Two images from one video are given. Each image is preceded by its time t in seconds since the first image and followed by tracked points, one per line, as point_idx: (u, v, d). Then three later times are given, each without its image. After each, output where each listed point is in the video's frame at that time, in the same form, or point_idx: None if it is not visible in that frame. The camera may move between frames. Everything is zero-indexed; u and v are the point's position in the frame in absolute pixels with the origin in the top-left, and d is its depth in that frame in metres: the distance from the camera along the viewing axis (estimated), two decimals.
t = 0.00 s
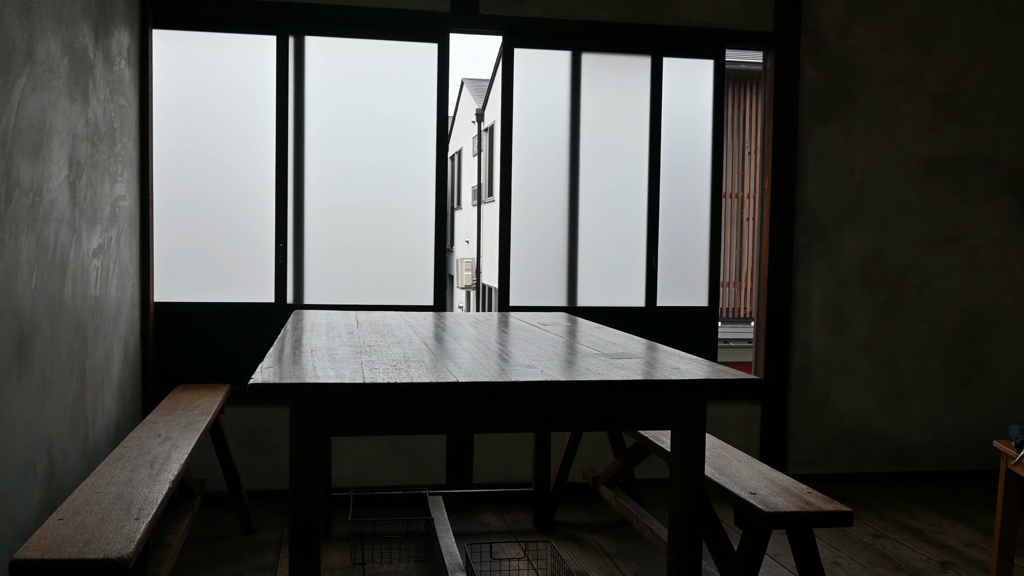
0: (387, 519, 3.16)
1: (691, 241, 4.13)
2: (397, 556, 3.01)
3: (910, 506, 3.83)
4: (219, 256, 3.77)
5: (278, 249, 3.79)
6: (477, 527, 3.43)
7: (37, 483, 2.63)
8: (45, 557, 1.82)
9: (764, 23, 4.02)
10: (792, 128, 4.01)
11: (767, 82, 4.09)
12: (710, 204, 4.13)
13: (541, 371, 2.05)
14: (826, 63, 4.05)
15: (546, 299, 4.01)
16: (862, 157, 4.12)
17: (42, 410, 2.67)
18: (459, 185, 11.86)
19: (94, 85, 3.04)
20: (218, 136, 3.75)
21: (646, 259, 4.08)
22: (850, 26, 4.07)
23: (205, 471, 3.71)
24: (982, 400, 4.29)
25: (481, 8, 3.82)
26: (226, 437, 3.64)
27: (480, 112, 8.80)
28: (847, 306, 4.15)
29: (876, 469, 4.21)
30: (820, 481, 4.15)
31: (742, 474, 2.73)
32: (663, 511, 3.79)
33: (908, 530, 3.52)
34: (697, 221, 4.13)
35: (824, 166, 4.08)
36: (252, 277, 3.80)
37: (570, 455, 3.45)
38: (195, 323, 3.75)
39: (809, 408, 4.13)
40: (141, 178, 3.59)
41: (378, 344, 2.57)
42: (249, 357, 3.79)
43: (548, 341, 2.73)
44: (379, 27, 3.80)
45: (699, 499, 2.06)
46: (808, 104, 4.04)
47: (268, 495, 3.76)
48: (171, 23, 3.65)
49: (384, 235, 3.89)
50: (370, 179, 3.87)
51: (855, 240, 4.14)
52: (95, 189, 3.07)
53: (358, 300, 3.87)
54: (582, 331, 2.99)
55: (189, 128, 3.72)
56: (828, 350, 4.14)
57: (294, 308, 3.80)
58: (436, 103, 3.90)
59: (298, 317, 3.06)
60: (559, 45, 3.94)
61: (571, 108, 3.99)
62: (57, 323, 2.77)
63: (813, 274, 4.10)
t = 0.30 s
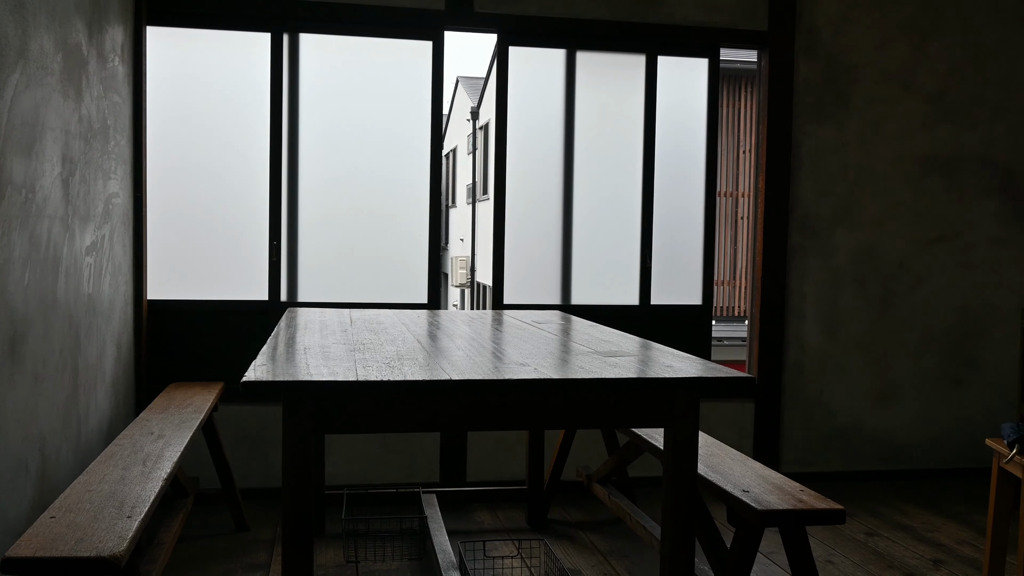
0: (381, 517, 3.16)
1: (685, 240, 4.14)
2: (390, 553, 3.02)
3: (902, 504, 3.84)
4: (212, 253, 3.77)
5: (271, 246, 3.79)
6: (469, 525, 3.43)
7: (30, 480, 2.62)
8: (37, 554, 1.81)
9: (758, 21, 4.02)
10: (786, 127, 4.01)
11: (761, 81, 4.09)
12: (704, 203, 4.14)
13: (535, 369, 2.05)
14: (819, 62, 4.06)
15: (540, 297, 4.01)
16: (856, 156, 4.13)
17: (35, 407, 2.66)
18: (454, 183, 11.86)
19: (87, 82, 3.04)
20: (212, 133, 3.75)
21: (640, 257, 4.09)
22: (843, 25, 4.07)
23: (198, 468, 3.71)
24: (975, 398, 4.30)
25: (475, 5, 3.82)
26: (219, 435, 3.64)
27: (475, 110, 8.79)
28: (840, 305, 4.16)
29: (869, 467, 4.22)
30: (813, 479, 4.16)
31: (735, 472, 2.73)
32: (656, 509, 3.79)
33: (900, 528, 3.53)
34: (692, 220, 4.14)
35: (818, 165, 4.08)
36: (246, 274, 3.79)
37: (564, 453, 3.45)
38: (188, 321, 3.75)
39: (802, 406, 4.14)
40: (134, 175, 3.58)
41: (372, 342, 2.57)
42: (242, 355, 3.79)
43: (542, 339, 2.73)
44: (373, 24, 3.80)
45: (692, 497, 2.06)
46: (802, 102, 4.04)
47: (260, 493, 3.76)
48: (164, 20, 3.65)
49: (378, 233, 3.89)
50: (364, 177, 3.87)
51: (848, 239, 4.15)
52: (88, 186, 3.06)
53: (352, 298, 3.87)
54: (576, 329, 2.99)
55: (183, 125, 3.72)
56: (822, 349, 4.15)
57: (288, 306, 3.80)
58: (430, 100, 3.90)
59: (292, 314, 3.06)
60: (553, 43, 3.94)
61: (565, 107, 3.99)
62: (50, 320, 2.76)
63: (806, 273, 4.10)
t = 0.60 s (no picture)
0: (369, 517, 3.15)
1: (675, 239, 4.14)
2: (378, 553, 3.01)
3: (890, 502, 3.86)
4: (201, 252, 3.76)
5: (259, 245, 3.78)
6: (458, 524, 3.43)
7: (16, 480, 2.61)
8: (22, 554, 1.80)
9: (747, 21, 4.03)
10: (775, 127, 4.02)
11: (750, 81, 4.10)
12: (693, 202, 4.15)
13: (523, 368, 2.05)
14: (808, 62, 4.07)
15: (529, 295, 4.01)
16: (844, 156, 4.14)
17: (22, 406, 2.65)
18: (443, 183, 11.85)
19: (75, 79, 3.02)
20: (199, 132, 3.74)
21: (629, 256, 4.09)
22: (832, 26, 4.09)
23: (186, 468, 3.70)
24: (963, 397, 4.32)
25: (465, 4, 3.82)
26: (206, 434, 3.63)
27: (464, 109, 8.79)
28: (828, 305, 4.17)
29: (857, 465, 4.24)
30: (802, 477, 4.17)
31: (724, 471, 2.73)
32: (645, 508, 3.80)
33: (888, 526, 3.55)
34: (681, 220, 4.14)
35: (806, 165, 4.09)
36: (233, 273, 3.78)
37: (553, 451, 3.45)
38: (179, 320, 3.74)
39: (791, 405, 4.15)
40: (122, 173, 3.56)
41: (359, 341, 2.57)
42: (230, 354, 3.78)
43: (529, 338, 2.73)
44: (361, 22, 3.79)
45: (680, 495, 2.06)
46: (791, 102, 4.05)
47: (248, 493, 3.76)
48: (152, 18, 3.63)
49: (366, 231, 3.88)
50: (353, 175, 3.86)
51: (836, 238, 4.16)
52: (75, 184, 3.05)
53: (340, 296, 3.86)
54: (564, 328, 2.99)
55: (171, 123, 3.70)
56: (810, 348, 4.16)
57: (276, 305, 3.79)
58: (419, 99, 3.89)
59: (280, 313, 3.06)
60: (542, 42, 3.94)
61: (554, 106, 3.99)
62: (37, 319, 2.74)
63: (795, 272, 4.12)
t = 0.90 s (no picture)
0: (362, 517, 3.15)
1: (668, 239, 4.15)
2: (371, 552, 3.01)
3: (881, 502, 3.87)
4: (192, 251, 3.75)
5: (251, 245, 3.77)
6: (451, 523, 3.43)
7: (7, 480, 2.60)
8: (12, 554, 1.79)
9: (739, 21, 4.04)
10: (767, 126, 4.03)
11: (742, 81, 4.10)
12: (686, 202, 4.15)
13: (514, 368, 2.04)
14: (800, 62, 4.08)
15: (521, 295, 4.00)
16: (836, 156, 4.15)
17: (13, 405, 2.64)
18: (436, 182, 11.84)
19: (65, 78, 3.01)
20: (191, 131, 3.73)
21: (622, 256, 4.09)
22: (824, 26, 4.10)
23: (178, 468, 3.69)
24: (954, 396, 4.33)
25: (457, 4, 3.82)
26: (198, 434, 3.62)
27: (457, 109, 8.79)
28: (820, 304, 4.18)
29: (849, 464, 4.25)
30: (794, 477, 4.18)
31: (716, 471, 2.73)
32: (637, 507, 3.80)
33: (879, 525, 3.56)
34: (674, 219, 4.15)
35: (798, 164, 4.10)
36: (224, 273, 3.78)
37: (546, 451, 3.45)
38: (171, 320, 3.73)
39: (783, 405, 4.16)
40: (113, 172, 3.55)
41: (352, 341, 2.56)
42: (221, 354, 3.77)
43: (521, 338, 2.72)
44: (352, 21, 3.79)
45: (672, 494, 2.06)
46: (783, 102, 4.06)
47: (240, 493, 3.75)
48: (144, 16, 3.62)
49: (359, 231, 3.88)
50: (345, 174, 3.86)
51: (828, 238, 4.17)
52: (66, 183, 3.04)
53: (332, 296, 3.86)
54: (557, 328, 2.99)
55: (162, 123, 3.69)
56: (803, 347, 4.16)
57: (268, 305, 3.78)
58: (412, 98, 3.89)
59: (272, 313, 3.05)
60: (534, 41, 3.94)
61: (546, 105, 3.99)
62: (27, 318, 2.73)
63: (787, 272, 4.12)
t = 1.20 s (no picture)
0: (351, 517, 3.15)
1: (658, 239, 4.15)
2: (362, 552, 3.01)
3: (871, 500, 3.89)
4: (181, 250, 3.74)
5: (240, 244, 3.76)
6: (441, 523, 3.43)
7: None
8: None
9: (728, 21, 4.04)
10: (757, 126, 4.03)
11: (732, 81, 4.11)
12: (676, 201, 4.16)
13: (502, 367, 2.04)
14: (790, 61, 4.09)
15: (511, 294, 4.00)
16: (826, 155, 4.16)
17: None
18: (427, 181, 11.83)
19: (53, 77, 3.00)
20: (180, 130, 3.72)
21: (612, 256, 4.09)
22: (813, 25, 4.11)
23: (166, 468, 3.68)
24: (943, 394, 4.34)
25: (447, 3, 3.82)
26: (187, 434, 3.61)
27: (447, 108, 8.78)
28: (810, 303, 4.19)
29: (839, 463, 4.26)
30: (784, 475, 4.19)
31: (705, 469, 2.73)
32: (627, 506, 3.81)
33: (869, 523, 3.57)
34: (664, 219, 4.15)
35: (788, 164, 4.11)
36: (214, 272, 3.77)
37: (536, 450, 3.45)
38: (159, 320, 3.72)
39: (773, 404, 4.17)
40: (101, 171, 3.54)
41: (341, 340, 2.56)
42: (210, 354, 3.76)
43: (510, 337, 2.72)
44: (341, 20, 3.79)
45: (661, 493, 2.06)
46: (772, 102, 4.07)
47: (229, 492, 3.74)
48: (132, 15, 3.61)
49: (348, 230, 3.87)
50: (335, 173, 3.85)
51: (818, 237, 4.18)
52: (54, 183, 3.03)
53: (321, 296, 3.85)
54: (546, 328, 2.99)
55: (150, 122, 3.68)
56: (793, 346, 4.17)
57: (258, 304, 3.78)
58: (402, 97, 3.89)
59: (261, 312, 3.05)
60: (524, 40, 3.94)
61: (536, 104, 3.99)
62: (15, 318, 2.72)
63: (777, 271, 4.13)
